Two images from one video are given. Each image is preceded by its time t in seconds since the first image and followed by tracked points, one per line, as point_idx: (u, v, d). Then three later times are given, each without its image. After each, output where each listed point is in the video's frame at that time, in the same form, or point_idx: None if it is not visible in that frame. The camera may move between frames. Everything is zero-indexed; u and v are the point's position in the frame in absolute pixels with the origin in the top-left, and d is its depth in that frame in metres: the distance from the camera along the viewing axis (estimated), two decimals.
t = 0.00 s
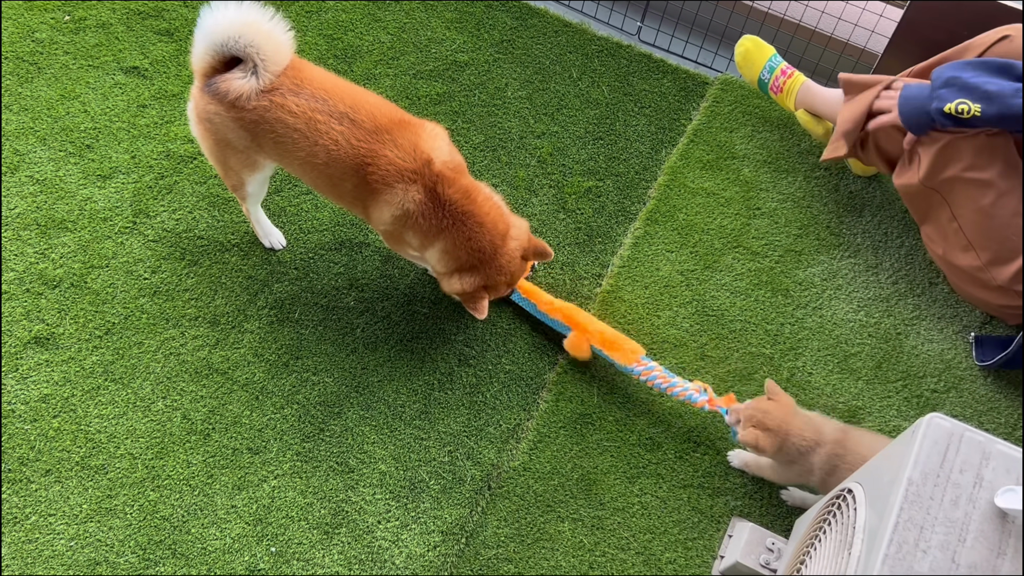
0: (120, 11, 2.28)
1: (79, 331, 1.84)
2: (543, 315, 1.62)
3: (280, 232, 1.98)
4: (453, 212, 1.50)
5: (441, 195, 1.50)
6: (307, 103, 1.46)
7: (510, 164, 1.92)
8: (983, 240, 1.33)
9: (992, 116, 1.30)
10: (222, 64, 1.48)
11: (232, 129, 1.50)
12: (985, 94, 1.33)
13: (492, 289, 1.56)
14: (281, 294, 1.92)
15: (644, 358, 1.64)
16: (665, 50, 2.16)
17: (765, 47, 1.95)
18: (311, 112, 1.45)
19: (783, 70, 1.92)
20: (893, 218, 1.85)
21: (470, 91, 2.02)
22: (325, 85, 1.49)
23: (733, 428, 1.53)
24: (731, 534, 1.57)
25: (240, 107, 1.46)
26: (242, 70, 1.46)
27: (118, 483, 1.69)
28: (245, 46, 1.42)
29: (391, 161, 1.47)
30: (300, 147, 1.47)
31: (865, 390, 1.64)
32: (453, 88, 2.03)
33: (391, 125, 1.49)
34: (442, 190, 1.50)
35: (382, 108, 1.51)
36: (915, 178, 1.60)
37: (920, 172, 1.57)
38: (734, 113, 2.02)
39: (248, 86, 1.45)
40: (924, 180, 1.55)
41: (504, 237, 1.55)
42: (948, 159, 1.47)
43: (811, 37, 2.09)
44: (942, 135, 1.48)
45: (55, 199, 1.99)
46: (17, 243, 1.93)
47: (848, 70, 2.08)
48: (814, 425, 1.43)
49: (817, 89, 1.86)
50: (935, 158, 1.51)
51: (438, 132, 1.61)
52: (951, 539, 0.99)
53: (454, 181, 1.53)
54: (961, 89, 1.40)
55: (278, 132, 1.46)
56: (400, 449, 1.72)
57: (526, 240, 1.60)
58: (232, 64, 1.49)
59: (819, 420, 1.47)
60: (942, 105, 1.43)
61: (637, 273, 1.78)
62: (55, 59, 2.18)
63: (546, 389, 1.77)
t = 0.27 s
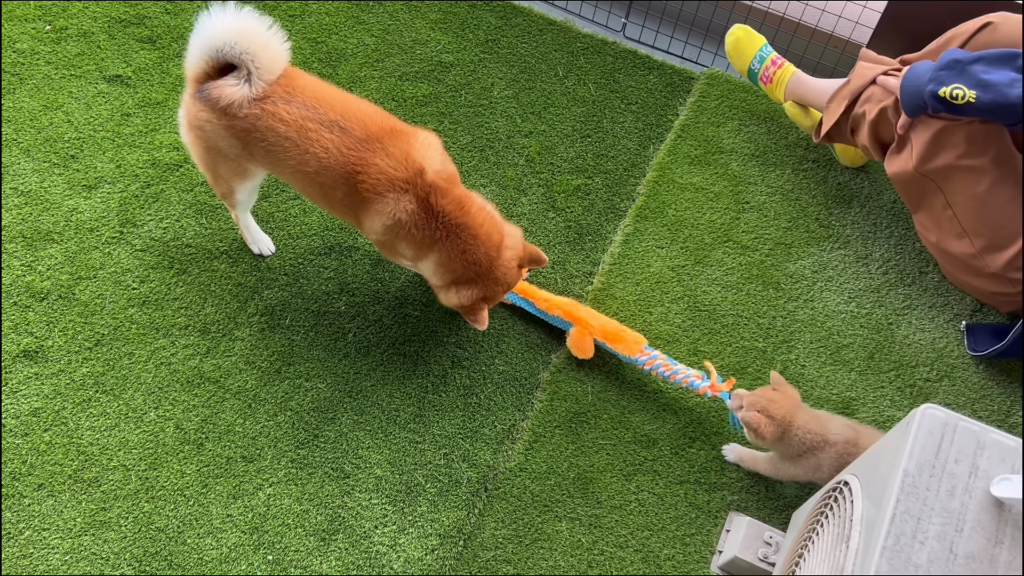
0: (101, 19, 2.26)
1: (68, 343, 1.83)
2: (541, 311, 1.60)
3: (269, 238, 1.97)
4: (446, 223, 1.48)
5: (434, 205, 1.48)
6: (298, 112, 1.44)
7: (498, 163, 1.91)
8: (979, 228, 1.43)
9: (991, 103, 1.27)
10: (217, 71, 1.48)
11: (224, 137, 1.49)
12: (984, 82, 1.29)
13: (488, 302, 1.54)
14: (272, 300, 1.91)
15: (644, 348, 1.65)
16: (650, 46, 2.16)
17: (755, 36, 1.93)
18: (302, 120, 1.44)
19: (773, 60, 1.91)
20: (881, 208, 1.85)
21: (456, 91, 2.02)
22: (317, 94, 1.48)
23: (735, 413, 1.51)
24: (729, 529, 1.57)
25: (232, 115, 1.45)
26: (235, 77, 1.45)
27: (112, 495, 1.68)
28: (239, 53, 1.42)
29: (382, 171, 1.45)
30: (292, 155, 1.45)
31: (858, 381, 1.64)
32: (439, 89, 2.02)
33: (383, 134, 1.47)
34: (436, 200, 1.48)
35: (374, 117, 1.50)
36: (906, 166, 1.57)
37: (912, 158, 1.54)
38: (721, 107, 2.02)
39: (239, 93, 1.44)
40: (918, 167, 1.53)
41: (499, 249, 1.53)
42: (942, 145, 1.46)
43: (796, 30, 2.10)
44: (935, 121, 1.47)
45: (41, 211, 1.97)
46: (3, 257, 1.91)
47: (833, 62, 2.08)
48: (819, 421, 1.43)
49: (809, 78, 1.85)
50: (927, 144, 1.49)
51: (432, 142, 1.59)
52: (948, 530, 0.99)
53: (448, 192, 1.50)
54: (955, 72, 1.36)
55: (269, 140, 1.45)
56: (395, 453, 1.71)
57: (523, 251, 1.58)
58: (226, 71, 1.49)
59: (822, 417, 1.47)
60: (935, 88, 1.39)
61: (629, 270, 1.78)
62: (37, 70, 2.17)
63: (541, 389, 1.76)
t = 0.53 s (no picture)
0: (82, 28, 2.24)
1: (57, 356, 1.81)
2: (554, 340, 1.57)
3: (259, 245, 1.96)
4: (438, 231, 1.46)
5: (425, 214, 1.45)
6: (283, 124, 1.42)
7: (486, 163, 1.90)
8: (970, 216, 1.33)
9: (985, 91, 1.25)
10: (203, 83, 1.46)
11: (212, 150, 1.48)
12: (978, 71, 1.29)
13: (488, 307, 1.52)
14: (262, 307, 1.89)
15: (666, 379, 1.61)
16: (636, 41, 2.15)
17: (742, 29, 1.93)
18: (288, 133, 1.42)
19: (759, 52, 1.90)
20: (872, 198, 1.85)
21: (442, 92, 2.01)
22: (303, 104, 1.45)
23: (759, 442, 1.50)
24: (729, 524, 1.56)
25: (218, 127, 1.43)
26: (221, 89, 1.43)
27: (106, 509, 1.66)
28: (224, 65, 1.39)
29: (370, 182, 1.42)
30: (280, 168, 1.44)
31: (853, 371, 1.64)
32: (425, 90, 2.01)
33: (370, 144, 1.45)
34: (426, 209, 1.45)
35: (361, 127, 1.47)
36: (902, 153, 1.57)
37: (907, 146, 1.55)
38: (708, 101, 2.01)
39: (226, 105, 1.42)
40: (913, 155, 1.53)
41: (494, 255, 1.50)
42: (939, 133, 1.46)
43: (781, 22, 2.10)
44: (932, 109, 1.46)
45: (27, 224, 1.95)
46: None
47: (819, 53, 2.08)
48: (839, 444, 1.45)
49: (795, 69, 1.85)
50: (923, 132, 1.49)
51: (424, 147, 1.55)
52: (950, 520, 0.98)
53: (439, 200, 1.47)
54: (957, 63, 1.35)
55: (256, 153, 1.44)
56: (391, 458, 1.69)
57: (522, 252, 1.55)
58: (213, 81, 1.46)
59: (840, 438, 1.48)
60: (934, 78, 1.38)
61: (621, 267, 1.77)
62: (18, 81, 2.14)
63: (536, 389, 1.75)
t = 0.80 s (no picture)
0: (58, 40, 2.20)
1: (46, 375, 1.78)
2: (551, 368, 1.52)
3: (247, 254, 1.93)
4: (440, 232, 1.40)
5: (425, 216, 1.41)
6: (275, 134, 1.39)
7: (475, 164, 1.88)
8: (973, 201, 1.37)
9: (991, 79, 1.26)
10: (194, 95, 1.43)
11: (202, 163, 1.44)
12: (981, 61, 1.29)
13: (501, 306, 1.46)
14: (253, 317, 1.87)
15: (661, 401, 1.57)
16: (620, 37, 2.13)
17: (723, 17, 1.90)
18: (280, 142, 1.39)
19: (742, 41, 1.88)
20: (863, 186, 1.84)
21: (427, 94, 1.98)
22: (294, 114, 1.43)
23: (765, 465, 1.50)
24: (731, 520, 1.56)
25: (208, 137, 1.40)
26: (213, 99, 1.39)
27: (102, 528, 1.63)
28: (218, 75, 1.36)
29: (366, 187, 1.39)
30: (271, 179, 1.40)
31: (850, 362, 1.63)
32: (410, 92, 1.99)
33: (364, 150, 1.43)
34: (426, 210, 1.41)
35: (354, 135, 1.45)
36: (899, 142, 1.55)
37: (904, 135, 1.53)
38: (696, 94, 2.00)
39: (217, 115, 1.38)
40: (910, 144, 1.51)
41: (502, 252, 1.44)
42: (938, 121, 1.45)
43: (766, 13, 2.08)
44: (932, 98, 1.45)
45: (9, 241, 1.92)
46: None
47: (805, 42, 2.08)
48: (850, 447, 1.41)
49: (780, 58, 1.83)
50: (920, 122, 1.48)
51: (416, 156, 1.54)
52: (957, 513, 0.97)
53: (438, 201, 1.44)
54: (956, 51, 1.35)
55: (247, 164, 1.40)
56: (389, 466, 1.67)
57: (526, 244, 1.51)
58: (204, 93, 1.43)
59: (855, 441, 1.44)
60: (934, 67, 1.38)
61: (614, 265, 1.75)
62: None
63: (533, 391, 1.73)
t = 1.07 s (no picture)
0: (34, 57, 2.16)
1: (41, 398, 1.76)
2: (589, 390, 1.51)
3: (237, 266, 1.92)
4: (441, 246, 1.36)
5: (425, 231, 1.36)
6: (270, 153, 1.36)
7: (463, 165, 1.87)
8: (968, 180, 1.33)
9: (987, 61, 1.28)
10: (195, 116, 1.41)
11: (199, 186, 1.41)
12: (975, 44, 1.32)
13: (512, 317, 1.38)
14: (247, 329, 1.86)
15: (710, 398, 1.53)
16: (602, 29, 2.11)
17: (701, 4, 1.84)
18: (275, 162, 1.35)
19: (721, 28, 1.84)
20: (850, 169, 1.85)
21: (411, 96, 1.97)
22: (290, 134, 1.40)
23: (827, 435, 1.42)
24: (737, 508, 1.56)
25: (203, 158, 1.37)
26: (212, 119, 1.38)
27: (106, 550, 1.62)
28: (219, 95, 1.36)
29: (363, 203, 1.35)
30: (268, 200, 1.36)
31: (847, 344, 1.63)
32: (394, 95, 1.97)
33: (360, 167, 1.39)
34: (426, 225, 1.37)
35: (351, 154, 1.42)
36: (893, 126, 1.56)
37: (898, 120, 1.54)
38: (680, 84, 2.00)
39: (213, 134, 1.36)
40: (906, 128, 1.52)
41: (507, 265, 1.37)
42: (931, 106, 1.46)
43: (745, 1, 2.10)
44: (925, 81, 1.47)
45: None
46: None
47: (785, 28, 2.09)
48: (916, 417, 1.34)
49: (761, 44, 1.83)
50: (914, 106, 1.50)
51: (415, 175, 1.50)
52: (967, 493, 0.98)
53: (438, 216, 1.40)
54: (951, 35, 1.37)
55: (243, 186, 1.37)
56: (393, 472, 1.67)
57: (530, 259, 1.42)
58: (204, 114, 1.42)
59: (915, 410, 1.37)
60: (932, 54, 1.39)
61: (607, 259, 1.75)
62: None
63: (532, 390, 1.73)
